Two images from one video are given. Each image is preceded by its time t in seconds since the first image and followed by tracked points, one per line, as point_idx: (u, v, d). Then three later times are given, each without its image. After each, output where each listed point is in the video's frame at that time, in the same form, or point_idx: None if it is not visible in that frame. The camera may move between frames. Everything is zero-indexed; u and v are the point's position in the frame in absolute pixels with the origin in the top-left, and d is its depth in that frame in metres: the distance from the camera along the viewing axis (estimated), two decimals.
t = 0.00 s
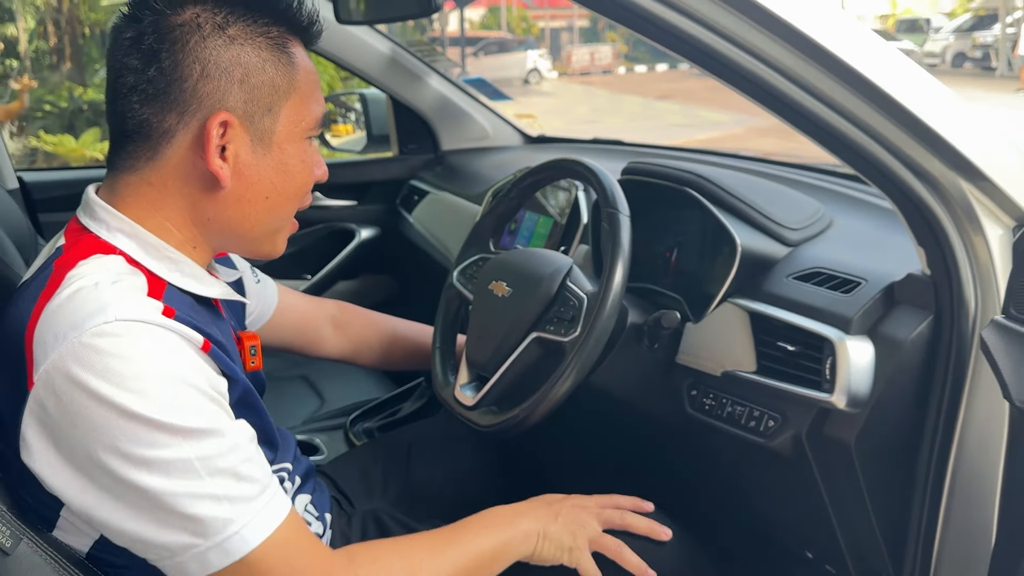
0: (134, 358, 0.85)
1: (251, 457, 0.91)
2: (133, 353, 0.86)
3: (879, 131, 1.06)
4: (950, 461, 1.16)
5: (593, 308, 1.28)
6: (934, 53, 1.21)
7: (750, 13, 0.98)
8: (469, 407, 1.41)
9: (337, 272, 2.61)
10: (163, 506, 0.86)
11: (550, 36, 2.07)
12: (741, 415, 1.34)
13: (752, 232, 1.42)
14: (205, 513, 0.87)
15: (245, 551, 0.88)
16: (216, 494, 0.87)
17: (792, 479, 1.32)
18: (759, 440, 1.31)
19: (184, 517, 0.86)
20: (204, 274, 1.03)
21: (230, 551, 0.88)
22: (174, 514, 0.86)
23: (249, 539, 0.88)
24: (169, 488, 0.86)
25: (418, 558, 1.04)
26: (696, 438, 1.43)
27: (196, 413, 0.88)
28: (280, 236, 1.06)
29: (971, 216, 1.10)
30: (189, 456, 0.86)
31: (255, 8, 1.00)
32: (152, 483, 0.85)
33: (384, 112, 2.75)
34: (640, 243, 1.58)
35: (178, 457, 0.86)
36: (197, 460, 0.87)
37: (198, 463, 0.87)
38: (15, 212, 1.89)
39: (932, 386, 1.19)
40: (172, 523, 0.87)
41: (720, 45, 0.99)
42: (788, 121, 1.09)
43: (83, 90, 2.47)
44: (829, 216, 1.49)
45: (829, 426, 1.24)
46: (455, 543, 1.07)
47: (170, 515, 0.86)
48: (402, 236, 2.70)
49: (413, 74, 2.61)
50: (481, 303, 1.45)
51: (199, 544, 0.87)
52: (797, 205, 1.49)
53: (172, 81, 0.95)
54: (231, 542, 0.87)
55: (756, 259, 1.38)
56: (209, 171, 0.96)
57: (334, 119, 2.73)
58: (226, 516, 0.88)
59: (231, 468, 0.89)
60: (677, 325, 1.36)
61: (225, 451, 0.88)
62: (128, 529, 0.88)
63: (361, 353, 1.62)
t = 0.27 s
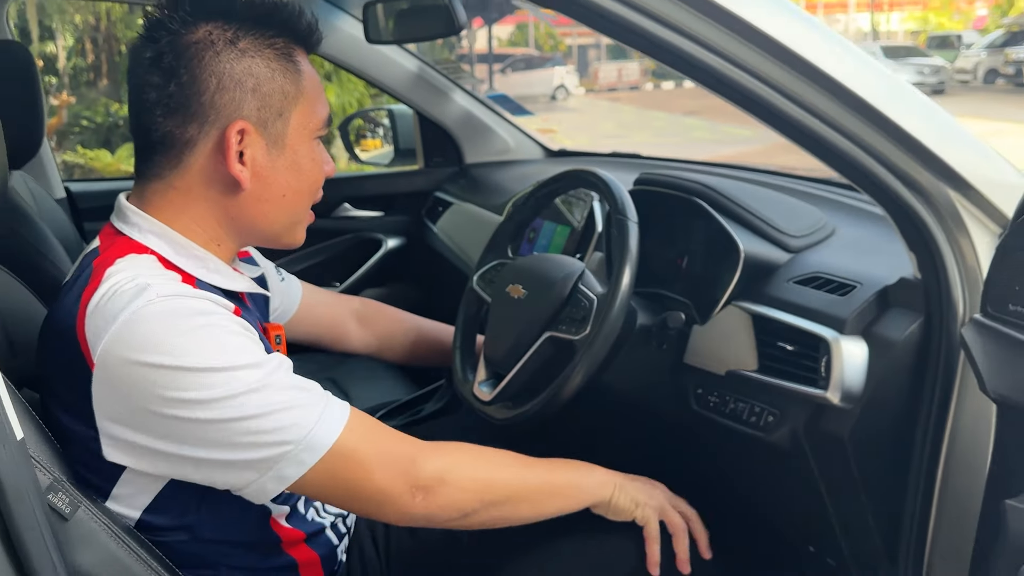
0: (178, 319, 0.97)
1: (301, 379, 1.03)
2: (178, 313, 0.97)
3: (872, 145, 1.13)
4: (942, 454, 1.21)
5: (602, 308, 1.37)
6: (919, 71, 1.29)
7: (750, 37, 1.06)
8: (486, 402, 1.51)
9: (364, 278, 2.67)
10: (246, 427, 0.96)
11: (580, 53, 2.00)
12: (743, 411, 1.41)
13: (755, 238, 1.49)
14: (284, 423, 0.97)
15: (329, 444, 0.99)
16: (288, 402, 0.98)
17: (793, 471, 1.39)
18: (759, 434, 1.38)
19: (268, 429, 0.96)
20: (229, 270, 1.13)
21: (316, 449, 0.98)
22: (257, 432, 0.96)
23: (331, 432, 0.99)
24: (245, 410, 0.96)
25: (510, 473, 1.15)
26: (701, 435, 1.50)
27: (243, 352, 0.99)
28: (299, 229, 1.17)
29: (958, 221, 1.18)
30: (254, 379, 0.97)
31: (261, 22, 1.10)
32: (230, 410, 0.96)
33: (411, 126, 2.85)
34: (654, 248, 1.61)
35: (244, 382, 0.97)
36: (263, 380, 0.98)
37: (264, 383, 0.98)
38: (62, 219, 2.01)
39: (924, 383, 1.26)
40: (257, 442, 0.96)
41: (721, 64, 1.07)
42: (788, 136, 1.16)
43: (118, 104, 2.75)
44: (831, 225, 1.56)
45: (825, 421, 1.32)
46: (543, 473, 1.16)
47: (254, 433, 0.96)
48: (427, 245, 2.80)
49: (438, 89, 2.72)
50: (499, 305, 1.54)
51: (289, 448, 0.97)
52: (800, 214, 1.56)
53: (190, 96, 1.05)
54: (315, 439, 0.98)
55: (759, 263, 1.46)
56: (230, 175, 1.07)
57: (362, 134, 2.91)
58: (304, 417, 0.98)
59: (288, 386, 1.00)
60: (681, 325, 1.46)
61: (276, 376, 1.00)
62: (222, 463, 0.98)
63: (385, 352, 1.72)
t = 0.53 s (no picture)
0: (229, 284, 1.04)
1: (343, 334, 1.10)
2: (234, 279, 1.05)
3: (863, 155, 1.18)
4: (930, 445, 1.28)
5: (605, 307, 1.44)
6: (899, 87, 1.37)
7: (744, 53, 1.10)
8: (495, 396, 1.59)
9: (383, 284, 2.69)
10: (304, 372, 1.02)
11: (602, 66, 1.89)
12: (738, 406, 1.48)
13: (752, 242, 1.57)
14: (337, 366, 1.04)
15: (376, 383, 1.05)
16: (339, 349, 1.05)
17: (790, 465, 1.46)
18: (753, 427, 1.45)
19: (324, 372, 1.03)
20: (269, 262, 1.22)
21: (367, 389, 1.05)
22: (313, 376, 1.02)
23: (379, 373, 1.06)
24: (301, 356, 1.02)
25: (542, 418, 1.22)
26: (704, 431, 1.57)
27: (289, 310, 1.06)
28: (337, 223, 1.29)
29: (941, 223, 1.24)
30: (307, 330, 1.04)
31: (294, 37, 1.21)
32: (287, 357, 1.02)
33: (431, 138, 2.94)
34: (661, 252, 1.66)
35: (298, 333, 1.04)
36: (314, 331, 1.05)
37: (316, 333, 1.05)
38: (98, 225, 2.13)
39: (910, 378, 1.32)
40: (314, 385, 1.02)
41: (720, 81, 1.12)
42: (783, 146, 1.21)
43: (149, 119, 2.76)
44: (829, 229, 1.64)
45: (816, 414, 1.38)
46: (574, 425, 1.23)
47: (311, 377, 1.02)
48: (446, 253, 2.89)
49: (457, 102, 2.83)
50: (508, 305, 1.62)
51: (344, 388, 1.03)
52: (798, 219, 1.63)
53: (237, 105, 1.15)
54: (366, 379, 1.05)
55: (756, 265, 1.53)
56: (275, 176, 1.18)
57: (384, 146, 2.95)
58: (355, 361, 1.05)
59: (334, 336, 1.07)
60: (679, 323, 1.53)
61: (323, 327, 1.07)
62: (283, 412, 1.03)
63: (400, 351, 1.81)
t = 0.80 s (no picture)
0: (239, 275, 1.07)
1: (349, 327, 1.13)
2: (245, 270, 1.08)
3: (849, 163, 1.22)
4: (919, 449, 1.30)
5: (600, 310, 1.48)
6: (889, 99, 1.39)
7: (732, 63, 1.15)
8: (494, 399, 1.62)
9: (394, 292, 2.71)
10: (309, 359, 1.05)
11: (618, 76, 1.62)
12: (732, 409, 1.51)
13: (746, 249, 1.60)
14: (341, 356, 1.07)
15: (379, 374, 1.08)
16: (344, 340, 1.08)
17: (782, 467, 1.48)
18: (745, 430, 1.48)
19: (329, 361, 1.06)
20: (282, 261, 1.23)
21: (370, 378, 1.08)
22: (318, 363, 1.05)
23: (382, 364, 1.09)
24: (306, 345, 1.06)
25: (540, 416, 1.23)
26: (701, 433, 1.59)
27: (297, 301, 1.09)
28: (346, 230, 1.29)
29: (928, 229, 1.27)
30: (313, 321, 1.08)
31: (309, 48, 1.22)
32: (293, 345, 1.05)
33: (441, 149, 2.99)
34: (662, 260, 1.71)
35: (305, 322, 1.07)
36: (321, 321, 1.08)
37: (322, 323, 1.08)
38: (115, 233, 2.19)
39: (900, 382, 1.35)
40: (318, 373, 1.05)
41: (713, 93, 1.16)
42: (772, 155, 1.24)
43: (171, 130, 2.90)
44: (826, 236, 1.66)
45: (808, 419, 1.40)
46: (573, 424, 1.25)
47: (316, 365, 1.05)
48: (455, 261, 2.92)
49: (467, 113, 2.88)
50: (509, 309, 1.66)
51: (348, 376, 1.06)
52: (794, 227, 1.66)
53: (253, 112, 1.16)
54: (369, 368, 1.08)
55: (750, 272, 1.56)
56: (289, 181, 1.19)
57: (396, 156, 3.01)
58: (359, 352, 1.08)
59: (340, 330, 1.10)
60: (673, 328, 1.57)
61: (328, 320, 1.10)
62: (288, 397, 1.06)
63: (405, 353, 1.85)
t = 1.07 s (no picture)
0: (206, 279, 1.09)
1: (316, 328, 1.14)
2: (211, 273, 1.10)
3: (822, 169, 1.21)
4: (898, 457, 1.30)
5: (579, 317, 1.47)
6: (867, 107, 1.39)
7: (702, 69, 1.15)
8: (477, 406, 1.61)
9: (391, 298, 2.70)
10: (273, 362, 1.07)
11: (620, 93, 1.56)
12: (712, 417, 1.51)
13: (728, 257, 1.59)
14: (305, 357, 1.08)
15: (344, 377, 1.10)
16: (309, 342, 1.10)
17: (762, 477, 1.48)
18: (723, 437, 1.48)
19: (293, 364, 1.07)
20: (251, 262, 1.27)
21: (335, 380, 1.09)
22: (282, 366, 1.07)
23: (347, 366, 1.10)
24: (271, 347, 1.07)
25: (508, 420, 1.25)
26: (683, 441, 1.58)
27: (263, 303, 1.11)
28: (318, 231, 1.34)
29: (906, 235, 1.26)
30: (278, 324, 1.09)
31: (275, 55, 1.28)
32: (258, 348, 1.07)
33: (440, 155, 2.95)
34: (653, 266, 1.69)
35: (270, 326, 1.08)
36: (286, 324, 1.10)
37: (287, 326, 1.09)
38: (112, 239, 2.21)
39: (878, 388, 1.35)
40: (282, 375, 1.07)
41: (682, 97, 1.16)
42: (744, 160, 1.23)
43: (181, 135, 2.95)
44: (812, 243, 1.65)
45: (787, 424, 1.39)
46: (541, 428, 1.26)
47: (280, 367, 1.07)
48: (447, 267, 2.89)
49: (463, 120, 2.85)
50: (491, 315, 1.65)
51: (311, 379, 1.08)
52: (778, 235, 1.65)
53: (220, 116, 1.22)
54: (333, 371, 1.09)
55: (731, 279, 1.56)
56: (256, 182, 1.24)
57: (399, 163, 3.01)
58: (324, 354, 1.10)
59: (305, 331, 1.11)
60: (654, 334, 1.58)
61: (294, 321, 1.11)
62: (252, 398, 1.08)
63: (393, 359, 1.86)
